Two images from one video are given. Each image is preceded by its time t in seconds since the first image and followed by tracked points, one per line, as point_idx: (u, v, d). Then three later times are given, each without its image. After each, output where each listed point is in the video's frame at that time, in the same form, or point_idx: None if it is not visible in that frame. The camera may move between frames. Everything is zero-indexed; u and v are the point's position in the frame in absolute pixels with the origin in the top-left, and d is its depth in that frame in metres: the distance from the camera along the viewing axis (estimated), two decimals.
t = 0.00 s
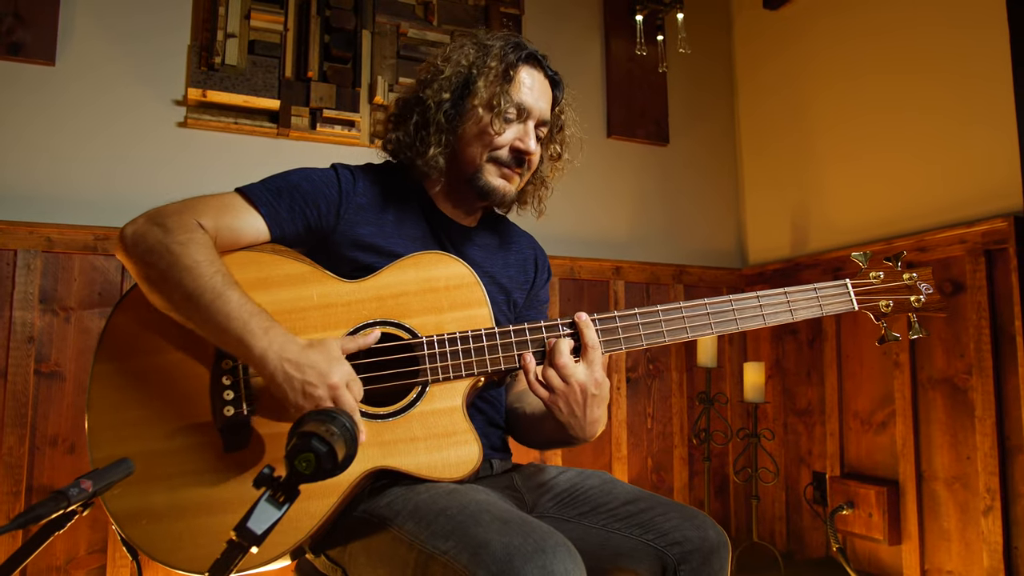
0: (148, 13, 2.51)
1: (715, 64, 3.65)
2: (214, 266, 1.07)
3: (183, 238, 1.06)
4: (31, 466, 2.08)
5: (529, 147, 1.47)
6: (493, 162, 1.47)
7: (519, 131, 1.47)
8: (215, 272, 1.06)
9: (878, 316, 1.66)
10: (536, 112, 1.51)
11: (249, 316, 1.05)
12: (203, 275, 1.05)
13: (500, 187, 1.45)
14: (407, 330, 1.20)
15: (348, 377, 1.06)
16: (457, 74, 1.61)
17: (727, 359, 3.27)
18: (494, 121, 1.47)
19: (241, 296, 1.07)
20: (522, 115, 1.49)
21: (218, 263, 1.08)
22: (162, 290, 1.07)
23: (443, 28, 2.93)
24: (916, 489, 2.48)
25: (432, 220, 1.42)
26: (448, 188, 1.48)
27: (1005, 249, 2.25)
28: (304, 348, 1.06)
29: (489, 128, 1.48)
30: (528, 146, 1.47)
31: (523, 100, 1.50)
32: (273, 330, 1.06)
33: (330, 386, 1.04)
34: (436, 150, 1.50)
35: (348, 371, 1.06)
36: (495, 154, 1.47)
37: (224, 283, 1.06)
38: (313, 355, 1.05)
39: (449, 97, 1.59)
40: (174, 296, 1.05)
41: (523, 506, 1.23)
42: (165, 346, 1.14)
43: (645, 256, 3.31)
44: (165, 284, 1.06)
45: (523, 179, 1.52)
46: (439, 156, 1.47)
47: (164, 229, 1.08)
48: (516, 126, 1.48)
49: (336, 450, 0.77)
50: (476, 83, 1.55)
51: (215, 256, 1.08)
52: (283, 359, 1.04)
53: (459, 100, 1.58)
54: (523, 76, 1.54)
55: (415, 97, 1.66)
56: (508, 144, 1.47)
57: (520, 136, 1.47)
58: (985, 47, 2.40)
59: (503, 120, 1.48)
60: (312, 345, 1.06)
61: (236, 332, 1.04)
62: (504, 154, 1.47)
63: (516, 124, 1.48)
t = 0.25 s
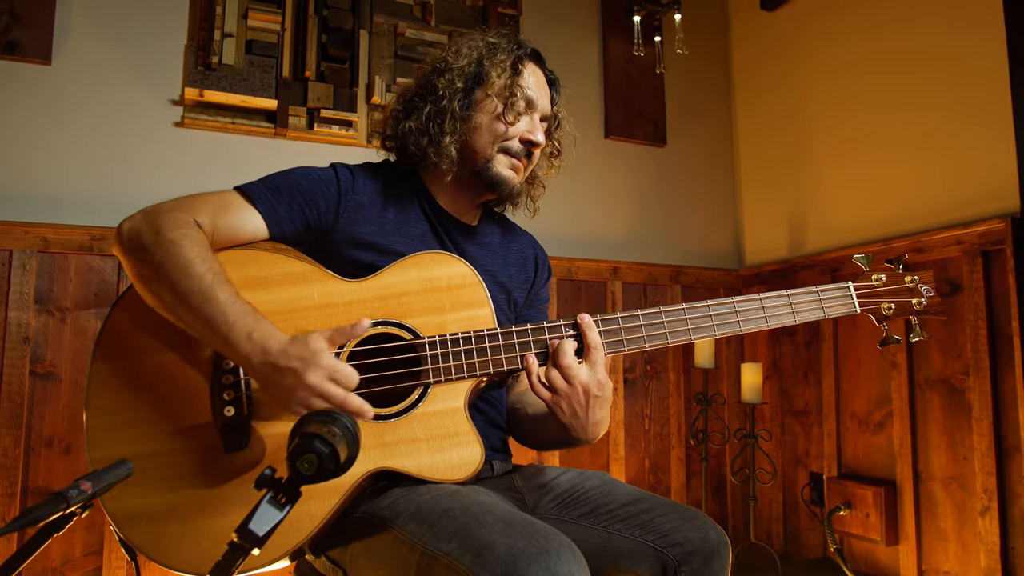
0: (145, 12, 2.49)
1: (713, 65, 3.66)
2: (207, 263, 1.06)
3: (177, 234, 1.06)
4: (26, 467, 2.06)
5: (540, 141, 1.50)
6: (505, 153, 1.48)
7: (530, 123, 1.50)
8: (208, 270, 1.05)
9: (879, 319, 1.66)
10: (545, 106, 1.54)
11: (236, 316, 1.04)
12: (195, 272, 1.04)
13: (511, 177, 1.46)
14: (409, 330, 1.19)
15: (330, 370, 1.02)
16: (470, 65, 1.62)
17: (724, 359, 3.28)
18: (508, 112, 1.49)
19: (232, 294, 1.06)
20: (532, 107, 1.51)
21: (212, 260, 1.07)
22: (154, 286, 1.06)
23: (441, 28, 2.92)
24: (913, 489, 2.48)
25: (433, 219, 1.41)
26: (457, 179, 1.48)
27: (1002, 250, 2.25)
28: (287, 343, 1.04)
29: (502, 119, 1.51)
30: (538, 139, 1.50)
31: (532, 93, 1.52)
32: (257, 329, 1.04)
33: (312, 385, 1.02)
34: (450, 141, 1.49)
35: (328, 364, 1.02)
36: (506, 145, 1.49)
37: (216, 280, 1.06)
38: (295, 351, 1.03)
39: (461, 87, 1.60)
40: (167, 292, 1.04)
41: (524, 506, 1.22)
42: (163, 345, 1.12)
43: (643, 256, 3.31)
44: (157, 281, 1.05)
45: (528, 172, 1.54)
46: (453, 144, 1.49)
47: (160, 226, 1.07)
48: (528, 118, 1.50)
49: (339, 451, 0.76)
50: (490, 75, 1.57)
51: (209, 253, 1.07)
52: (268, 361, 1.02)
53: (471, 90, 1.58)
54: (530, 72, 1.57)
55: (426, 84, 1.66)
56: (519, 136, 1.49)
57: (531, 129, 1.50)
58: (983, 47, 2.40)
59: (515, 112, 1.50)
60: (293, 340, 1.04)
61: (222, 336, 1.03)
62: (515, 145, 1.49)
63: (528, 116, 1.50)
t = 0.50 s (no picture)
0: (141, 12, 2.48)
1: (710, 66, 3.66)
2: (213, 272, 1.06)
3: (182, 241, 1.05)
4: (21, 468, 2.05)
5: (539, 141, 1.50)
6: (505, 154, 1.48)
7: (531, 124, 1.49)
8: (215, 279, 1.05)
9: (878, 319, 1.67)
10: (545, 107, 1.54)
11: (244, 326, 1.04)
12: (202, 282, 1.03)
13: (510, 178, 1.46)
14: (410, 331, 1.19)
15: (340, 388, 1.03)
16: (472, 65, 1.62)
17: (721, 360, 3.28)
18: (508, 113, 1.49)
19: (239, 304, 1.06)
20: (534, 108, 1.50)
21: (217, 268, 1.07)
22: (159, 294, 1.05)
23: (438, 28, 2.91)
24: (910, 490, 2.49)
25: (434, 220, 1.41)
26: (457, 178, 1.47)
27: (999, 250, 2.26)
28: (298, 357, 1.04)
29: (502, 120, 1.51)
30: (538, 139, 1.50)
31: (533, 94, 1.52)
32: (265, 340, 1.04)
33: (319, 401, 1.02)
34: (450, 139, 1.50)
35: (339, 382, 1.04)
36: (506, 145, 1.48)
37: (223, 291, 1.05)
38: (306, 366, 1.03)
39: (463, 86, 1.59)
40: (173, 300, 1.04)
41: (525, 507, 1.22)
42: (162, 346, 1.11)
43: (640, 257, 3.31)
44: (162, 288, 1.04)
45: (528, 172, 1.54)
46: (454, 144, 1.48)
47: (162, 231, 1.06)
48: (528, 118, 1.50)
49: (341, 453, 0.76)
50: (492, 75, 1.57)
51: (215, 261, 1.07)
52: (273, 373, 1.02)
53: (473, 90, 1.58)
54: (531, 73, 1.57)
55: (428, 84, 1.66)
56: (519, 137, 1.49)
57: (530, 129, 1.49)
58: (981, 48, 2.40)
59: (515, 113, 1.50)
60: (304, 353, 1.04)
61: (227, 347, 1.03)
62: (515, 146, 1.49)
63: (528, 117, 1.50)
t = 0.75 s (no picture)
0: (138, 10, 2.47)
1: (707, 66, 3.67)
2: (217, 260, 1.05)
3: (184, 232, 1.04)
4: (17, 469, 2.04)
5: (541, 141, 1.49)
6: (506, 153, 1.47)
7: (532, 123, 1.49)
8: (218, 268, 1.04)
9: (883, 322, 1.65)
10: (547, 107, 1.53)
11: (253, 313, 1.03)
12: (206, 270, 1.02)
13: (511, 177, 1.45)
14: (412, 330, 1.18)
15: (351, 377, 1.03)
16: (473, 64, 1.62)
17: (719, 361, 3.28)
18: (510, 112, 1.49)
19: (244, 291, 1.05)
20: (535, 108, 1.49)
21: (220, 257, 1.06)
22: (162, 285, 1.04)
23: (436, 28, 2.91)
24: (908, 490, 2.49)
25: (435, 218, 1.40)
26: (459, 177, 1.47)
27: (996, 251, 2.26)
28: (308, 346, 1.04)
29: (504, 118, 1.50)
30: (539, 139, 1.49)
31: (535, 93, 1.51)
32: (278, 326, 1.04)
33: (334, 388, 1.02)
34: (451, 138, 1.49)
35: (352, 373, 1.04)
36: (507, 145, 1.48)
37: (228, 279, 1.04)
38: (319, 355, 1.03)
39: (464, 85, 1.59)
40: (175, 293, 1.03)
41: (526, 508, 1.22)
42: (162, 345, 1.10)
43: (638, 257, 3.31)
44: (166, 279, 1.03)
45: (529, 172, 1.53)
46: (455, 143, 1.48)
47: (163, 223, 1.06)
48: (530, 117, 1.49)
49: (344, 453, 0.75)
50: (493, 74, 1.56)
51: (217, 251, 1.06)
52: (288, 357, 1.02)
53: (474, 88, 1.57)
54: (532, 72, 1.56)
55: (429, 83, 1.66)
56: (520, 136, 1.49)
57: (532, 128, 1.49)
58: (980, 49, 2.40)
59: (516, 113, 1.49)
60: (317, 343, 1.05)
61: (238, 331, 1.02)
62: (517, 145, 1.48)
63: (529, 116, 1.49)
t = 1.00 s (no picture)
0: (136, 9, 2.46)
1: (706, 66, 3.67)
2: (213, 264, 1.04)
3: (181, 233, 1.03)
4: (14, 469, 2.03)
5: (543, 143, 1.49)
6: (507, 155, 1.47)
7: (535, 126, 1.48)
8: (213, 271, 1.03)
9: (884, 323, 1.66)
10: (549, 109, 1.52)
11: (244, 320, 1.02)
12: (201, 274, 1.02)
13: (512, 178, 1.45)
14: (415, 330, 1.18)
15: (336, 387, 1.02)
16: (477, 65, 1.61)
17: (718, 361, 3.28)
18: (512, 114, 1.48)
19: (239, 296, 1.04)
20: (538, 110, 1.50)
21: (217, 261, 1.06)
22: (158, 286, 1.04)
23: (435, 28, 2.90)
24: (906, 490, 2.49)
25: (437, 218, 1.40)
26: (460, 178, 1.47)
27: (995, 251, 2.26)
28: (297, 352, 1.02)
29: (506, 121, 1.50)
30: (541, 141, 1.48)
31: (538, 96, 1.51)
32: (264, 333, 1.02)
33: (314, 399, 1.01)
34: (454, 139, 1.49)
35: (336, 381, 1.02)
36: (509, 147, 1.47)
37: (223, 283, 1.04)
38: (303, 362, 1.02)
39: (467, 86, 1.58)
40: (172, 294, 1.02)
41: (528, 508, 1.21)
42: (162, 345, 1.09)
43: (637, 257, 3.31)
44: (161, 280, 1.03)
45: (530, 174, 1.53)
46: (457, 144, 1.47)
47: (162, 222, 1.05)
48: (532, 120, 1.49)
49: (348, 453, 0.75)
50: (497, 75, 1.56)
51: (214, 253, 1.05)
52: (272, 365, 1.01)
53: (477, 89, 1.57)
54: (537, 74, 1.57)
55: (433, 83, 1.65)
56: (522, 138, 1.48)
57: (534, 131, 1.48)
58: (979, 49, 2.40)
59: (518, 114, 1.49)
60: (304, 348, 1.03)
61: (226, 338, 1.02)
62: (519, 147, 1.47)
63: (531, 119, 1.49)
